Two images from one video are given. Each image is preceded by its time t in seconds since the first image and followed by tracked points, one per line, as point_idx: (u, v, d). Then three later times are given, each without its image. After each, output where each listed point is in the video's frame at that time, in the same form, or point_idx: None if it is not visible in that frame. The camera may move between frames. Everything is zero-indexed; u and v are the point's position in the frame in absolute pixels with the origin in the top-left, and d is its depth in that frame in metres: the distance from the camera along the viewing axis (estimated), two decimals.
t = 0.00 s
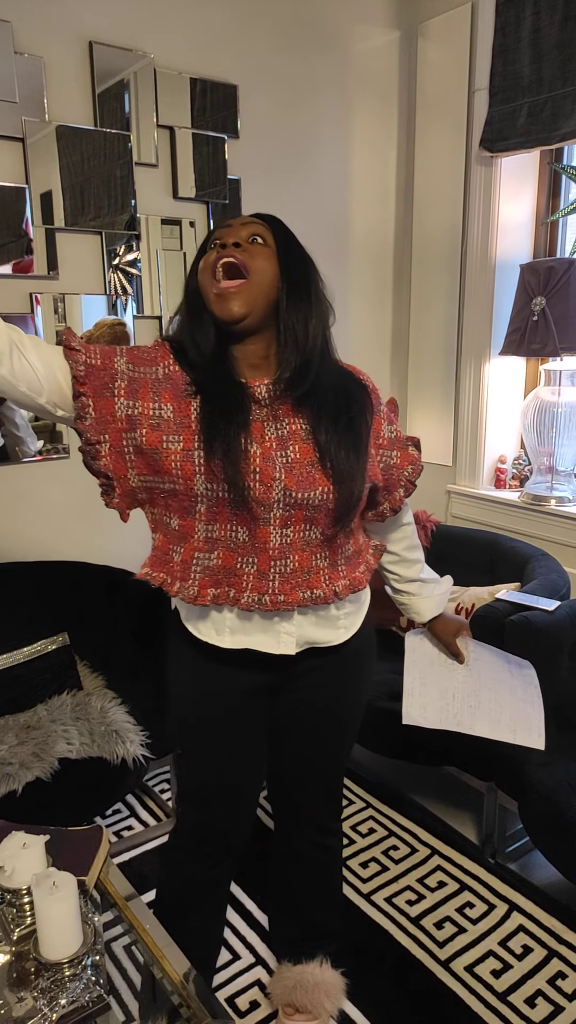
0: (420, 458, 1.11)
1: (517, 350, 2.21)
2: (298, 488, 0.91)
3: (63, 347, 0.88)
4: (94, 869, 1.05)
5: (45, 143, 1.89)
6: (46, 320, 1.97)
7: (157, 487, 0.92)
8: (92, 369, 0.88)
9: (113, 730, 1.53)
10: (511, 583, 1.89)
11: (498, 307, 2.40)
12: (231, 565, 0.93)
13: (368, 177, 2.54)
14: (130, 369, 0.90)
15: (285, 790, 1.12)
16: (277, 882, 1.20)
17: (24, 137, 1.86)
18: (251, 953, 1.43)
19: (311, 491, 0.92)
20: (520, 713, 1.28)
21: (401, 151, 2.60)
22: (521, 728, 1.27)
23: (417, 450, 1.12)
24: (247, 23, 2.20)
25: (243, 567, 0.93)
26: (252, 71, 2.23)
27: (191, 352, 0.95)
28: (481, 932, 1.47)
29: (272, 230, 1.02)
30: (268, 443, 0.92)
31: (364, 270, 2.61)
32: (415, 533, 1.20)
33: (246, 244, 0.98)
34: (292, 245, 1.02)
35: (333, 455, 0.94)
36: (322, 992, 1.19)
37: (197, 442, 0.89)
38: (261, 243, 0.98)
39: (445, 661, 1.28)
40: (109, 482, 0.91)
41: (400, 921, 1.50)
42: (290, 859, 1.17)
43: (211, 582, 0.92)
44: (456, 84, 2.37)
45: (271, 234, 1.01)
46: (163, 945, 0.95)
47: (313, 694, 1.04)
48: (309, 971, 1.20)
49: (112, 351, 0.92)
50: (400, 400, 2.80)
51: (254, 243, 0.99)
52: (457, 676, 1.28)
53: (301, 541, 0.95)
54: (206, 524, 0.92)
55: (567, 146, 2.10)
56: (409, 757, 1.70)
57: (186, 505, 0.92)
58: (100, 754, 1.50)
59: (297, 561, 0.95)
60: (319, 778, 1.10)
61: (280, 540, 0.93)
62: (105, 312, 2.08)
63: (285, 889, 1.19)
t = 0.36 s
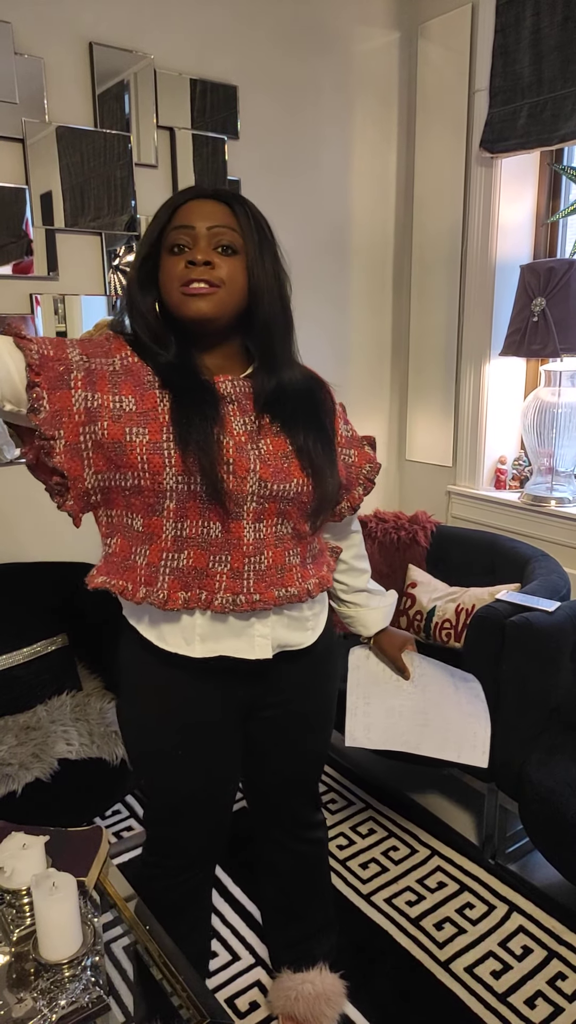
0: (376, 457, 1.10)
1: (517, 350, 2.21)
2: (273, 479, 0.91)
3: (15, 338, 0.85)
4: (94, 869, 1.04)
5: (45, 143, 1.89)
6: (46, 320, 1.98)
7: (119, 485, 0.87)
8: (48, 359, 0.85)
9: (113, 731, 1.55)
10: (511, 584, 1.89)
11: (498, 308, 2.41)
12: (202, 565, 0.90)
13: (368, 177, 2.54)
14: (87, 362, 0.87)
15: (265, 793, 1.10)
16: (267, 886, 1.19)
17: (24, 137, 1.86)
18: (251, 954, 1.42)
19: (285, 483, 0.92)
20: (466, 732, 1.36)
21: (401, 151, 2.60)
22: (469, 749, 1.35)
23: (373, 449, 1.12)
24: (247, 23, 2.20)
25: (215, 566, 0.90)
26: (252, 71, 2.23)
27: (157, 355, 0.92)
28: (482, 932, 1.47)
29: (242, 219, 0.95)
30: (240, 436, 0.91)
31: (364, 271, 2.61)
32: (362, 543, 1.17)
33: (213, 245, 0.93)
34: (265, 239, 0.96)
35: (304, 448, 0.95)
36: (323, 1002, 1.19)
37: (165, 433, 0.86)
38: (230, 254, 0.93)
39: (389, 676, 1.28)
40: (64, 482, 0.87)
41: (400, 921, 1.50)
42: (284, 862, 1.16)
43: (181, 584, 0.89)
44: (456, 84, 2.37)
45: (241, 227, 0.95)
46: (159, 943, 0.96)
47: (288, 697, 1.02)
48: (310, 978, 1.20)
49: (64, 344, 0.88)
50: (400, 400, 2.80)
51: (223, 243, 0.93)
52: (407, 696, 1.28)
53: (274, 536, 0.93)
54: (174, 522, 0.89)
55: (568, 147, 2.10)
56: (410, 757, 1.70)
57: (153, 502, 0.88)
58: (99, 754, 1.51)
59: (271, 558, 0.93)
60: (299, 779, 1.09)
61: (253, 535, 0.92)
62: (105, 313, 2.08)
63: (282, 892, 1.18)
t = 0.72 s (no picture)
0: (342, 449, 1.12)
1: (518, 350, 2.21)
2: (275, 486, 0.93)
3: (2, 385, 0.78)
4: (94, 869, 1.03)
5: (46, 143, 1.89)
6: (46, 320, 1.98)
7: (123, 521, 0.85)
8: (42, 401, 0.80)
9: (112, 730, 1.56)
10: (511, 584, 1.89)
11: (498, 308, 2.41)
12: (216, 588, 0.90)
13: (368, 177, 2.54)
14: (74, 393, 0.83)
15: (256, 790, 1.10)
16: (264, 887, 1.19)
17: (25, 137, 1.86)
18: (251, 953, 1.42)
19: (285, 488, 0.94)
20: (432, 703, 1.43)
21: (402, 151, 2.60)
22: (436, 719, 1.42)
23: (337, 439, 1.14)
24: (247, 23, 2.20)
25: (229, 585, 0.91)
26: (252, 71, 2.23)
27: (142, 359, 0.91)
28: (482, 932, 1.47)
29: (232, 224, 0.95)
30: (236, 448, 0.92)
31: (364, 271, 2.61)
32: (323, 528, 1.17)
33: (202, 247, 0.92)
34: (254, 245, 0.96)
35: (295, 449, 0.97)
36: (324, 1003, 1.19)
37: (167, 460, 0.86)
38: (220, 257, 0.93)
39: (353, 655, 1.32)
40: (68, 528, 0.85)
41: (400, 921, 1.50)
42: (281, 861, 1.16)
43: (197, 610, 0.89)
44: (456, 84, 2.37)
45: (232, 233, 0.95)
46: (159, 943, 0.96)
47: (279, 691, 1.02)
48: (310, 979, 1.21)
49: (42, 375, 0.83)
50: (400, 400, 2.81)
51: (211, 246, 0.93)
52: (375, 674, 1.35)
53: (277, 544, 0.96)
54: (185, 550, 0.88)
55: (569, 147, 2.10)
56: (410, 757, 1.70)
57: (161, 534, 0.87)
58: (99, 754, 1.52)
59: (277, 566, 0.95)
60: (292, 774, 1.09)
61: (261, 547, 0.93)
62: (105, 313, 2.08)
63: (280, 890, 1.18)
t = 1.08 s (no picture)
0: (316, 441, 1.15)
1: (519, 350, 2.21)
2: (282, 497, 0.95)
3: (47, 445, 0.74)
4: (95, 869, 1.03)
5: (46, 143, 1.89)
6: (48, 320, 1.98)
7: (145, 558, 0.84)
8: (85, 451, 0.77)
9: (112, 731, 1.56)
10: (512, 584, 1.90)
11: (500, 308, 2.40)
12: (234, 606, 0.92)
13: (369, 178, 2.54)
14: (102, 431, 0.80)
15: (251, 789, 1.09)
16: (263, 886, 1.19)
17: (26, 137, 1.86)
18: (252, 954, 1.42)
19: (290, 497, 0.97)
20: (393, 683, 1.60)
21: (403, 151, 2.60)
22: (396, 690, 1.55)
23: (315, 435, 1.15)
24: (248, 23, 2.20)
25: (246, 601, 0.93)
26: (253, 72, 2.23)
27: (139, 371, 0.89)
28: (482, 933, 1.46)
29: (231, 232, 0.94)
30: (245, 465, 0.92)
31: (365, 271, 2.61)
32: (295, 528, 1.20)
33: (199, 252, 0.90)
34: (251, 255, 0.95)
35: (295, 456, 0.99)
36: (325, 1004, 1.19)
37: (186, 491, 0.84)
38: (219, 264, 0.91)
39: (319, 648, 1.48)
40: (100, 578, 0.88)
41: (400, 921, 1.50)
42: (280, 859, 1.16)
43: (218, 630, 0.91)
44: (458, 84, 2.37)
45: (229, 241, 0.93)
46: (159, 942, 0.96)
47: (277, 690, 1.03)
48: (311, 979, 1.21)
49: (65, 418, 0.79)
50: (401, 400, 2.81)
51: (209, 253, 0.91)
52: (336, 657, 1.57)
53: (284, 552, 0.98)
54: (205, 573, 0.88)
55: (570, 147, 2.10)
56: (410, 758, 1.70)
57: (182, 562, 0.87)
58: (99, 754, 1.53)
59: (285, 575, 0.98)
60: (287, 773, 1.08)
61: (273, 559, 0.95)
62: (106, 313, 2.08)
63: (279, 891, 1.18)
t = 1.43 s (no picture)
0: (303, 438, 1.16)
1: (520, 350, 2.21)
2: (284, 498, 0.95)
3: (86, 481, 0.68)
4: (94, 869, 1.04)
5: (48, 142, 1.89)
6: (48, 319, 1.98)
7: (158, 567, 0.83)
8: (112, 467, 0.71)
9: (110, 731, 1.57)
10: (512, 584, 1.90)
11: (501, 308, 2.40)
12: (241, 610, 0.93)
13: (370, 177, 2.54)
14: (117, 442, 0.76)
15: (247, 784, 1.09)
16: (262, 886, 1.18)
17: (27, 136, 1.86)
18: (251, 953, 1.42)
19: (292, 497, 0.98)
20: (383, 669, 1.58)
21: (404, 151, 2.60)
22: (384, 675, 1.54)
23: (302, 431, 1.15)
24: (250, 22, 2.20)
25: (252, 603, 0.94)
26: (254, 71, 2.23)
27: (141, 375, 0.86)
28: (482, 933, 1.46)
29: (225, 229, 0.92)
30: (250, 468, 0.92)
31: (365, 270, 2.60)
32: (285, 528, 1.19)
33: (195, 251, 0.89)
34: (247, 252, 0.94)
35: (293, 456, 1.00)
36: (325, 1003, 1.19)
37: (198, 496, 0.84)
38: (215, 262, 0.90)
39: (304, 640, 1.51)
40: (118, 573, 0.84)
41: (400, 921, 1.50)
42: (278, 853, 1.16)
43: (226, 634, 0.91)
44: (459, 84, 2.36)
45: (225, 237, 0.92)
46: (156, 941, 0.95)
47: (276, 690, 1.03)
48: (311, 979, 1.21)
49: (79, 436, 0.73)
50: (401, 400, 2.81)
51: (204, 251, 0.90)
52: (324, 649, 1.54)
53: (285, 553, 0.99)
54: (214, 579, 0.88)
55: (571, 147, 2.10)
56: (410, 758, 1.70)
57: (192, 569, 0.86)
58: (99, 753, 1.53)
59: (286, 575, 0.99)
60: (285, 767, 1.09)
61: (275, 561, 0.96)
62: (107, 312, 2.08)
63: (276, 892, 1.18)
